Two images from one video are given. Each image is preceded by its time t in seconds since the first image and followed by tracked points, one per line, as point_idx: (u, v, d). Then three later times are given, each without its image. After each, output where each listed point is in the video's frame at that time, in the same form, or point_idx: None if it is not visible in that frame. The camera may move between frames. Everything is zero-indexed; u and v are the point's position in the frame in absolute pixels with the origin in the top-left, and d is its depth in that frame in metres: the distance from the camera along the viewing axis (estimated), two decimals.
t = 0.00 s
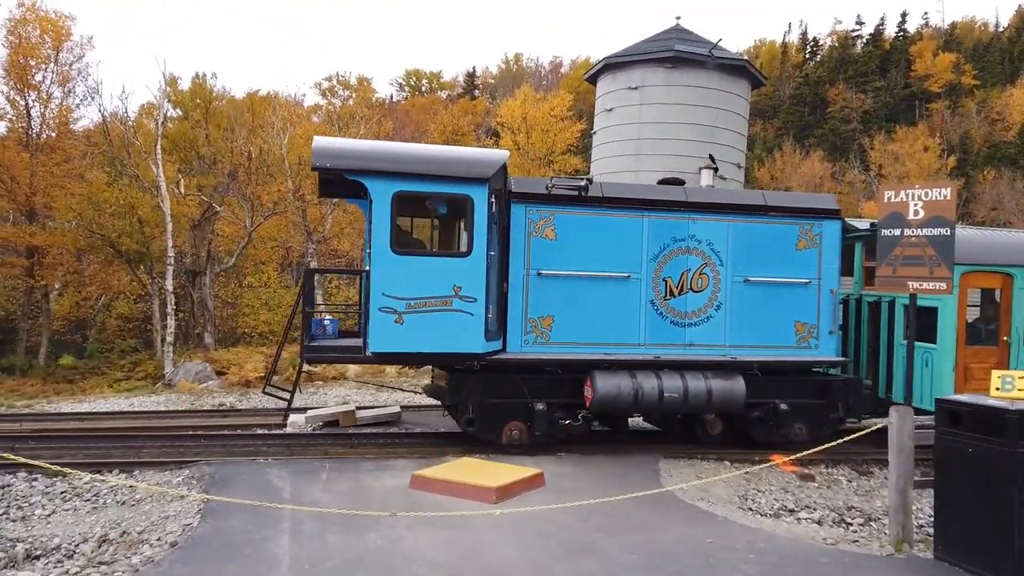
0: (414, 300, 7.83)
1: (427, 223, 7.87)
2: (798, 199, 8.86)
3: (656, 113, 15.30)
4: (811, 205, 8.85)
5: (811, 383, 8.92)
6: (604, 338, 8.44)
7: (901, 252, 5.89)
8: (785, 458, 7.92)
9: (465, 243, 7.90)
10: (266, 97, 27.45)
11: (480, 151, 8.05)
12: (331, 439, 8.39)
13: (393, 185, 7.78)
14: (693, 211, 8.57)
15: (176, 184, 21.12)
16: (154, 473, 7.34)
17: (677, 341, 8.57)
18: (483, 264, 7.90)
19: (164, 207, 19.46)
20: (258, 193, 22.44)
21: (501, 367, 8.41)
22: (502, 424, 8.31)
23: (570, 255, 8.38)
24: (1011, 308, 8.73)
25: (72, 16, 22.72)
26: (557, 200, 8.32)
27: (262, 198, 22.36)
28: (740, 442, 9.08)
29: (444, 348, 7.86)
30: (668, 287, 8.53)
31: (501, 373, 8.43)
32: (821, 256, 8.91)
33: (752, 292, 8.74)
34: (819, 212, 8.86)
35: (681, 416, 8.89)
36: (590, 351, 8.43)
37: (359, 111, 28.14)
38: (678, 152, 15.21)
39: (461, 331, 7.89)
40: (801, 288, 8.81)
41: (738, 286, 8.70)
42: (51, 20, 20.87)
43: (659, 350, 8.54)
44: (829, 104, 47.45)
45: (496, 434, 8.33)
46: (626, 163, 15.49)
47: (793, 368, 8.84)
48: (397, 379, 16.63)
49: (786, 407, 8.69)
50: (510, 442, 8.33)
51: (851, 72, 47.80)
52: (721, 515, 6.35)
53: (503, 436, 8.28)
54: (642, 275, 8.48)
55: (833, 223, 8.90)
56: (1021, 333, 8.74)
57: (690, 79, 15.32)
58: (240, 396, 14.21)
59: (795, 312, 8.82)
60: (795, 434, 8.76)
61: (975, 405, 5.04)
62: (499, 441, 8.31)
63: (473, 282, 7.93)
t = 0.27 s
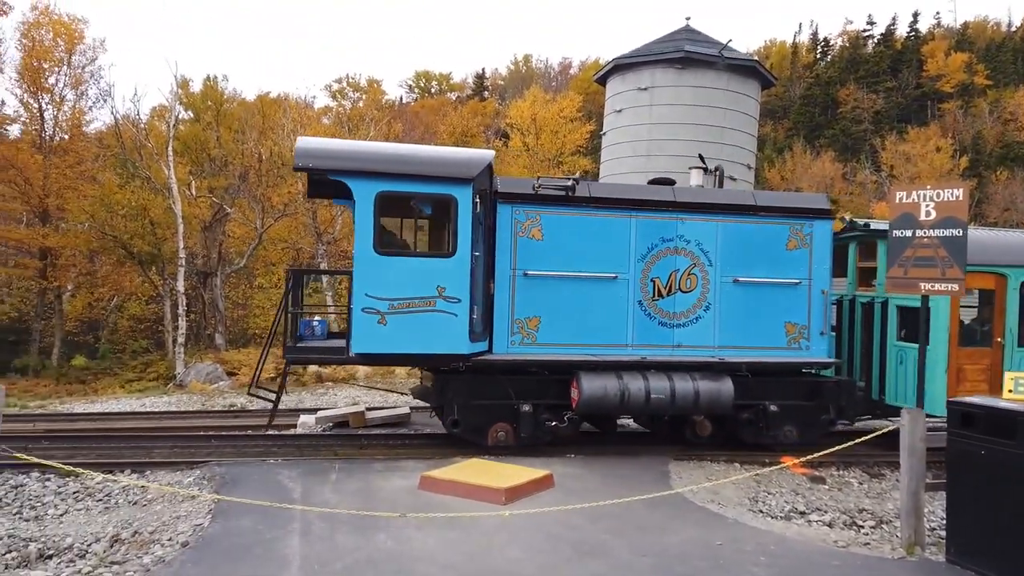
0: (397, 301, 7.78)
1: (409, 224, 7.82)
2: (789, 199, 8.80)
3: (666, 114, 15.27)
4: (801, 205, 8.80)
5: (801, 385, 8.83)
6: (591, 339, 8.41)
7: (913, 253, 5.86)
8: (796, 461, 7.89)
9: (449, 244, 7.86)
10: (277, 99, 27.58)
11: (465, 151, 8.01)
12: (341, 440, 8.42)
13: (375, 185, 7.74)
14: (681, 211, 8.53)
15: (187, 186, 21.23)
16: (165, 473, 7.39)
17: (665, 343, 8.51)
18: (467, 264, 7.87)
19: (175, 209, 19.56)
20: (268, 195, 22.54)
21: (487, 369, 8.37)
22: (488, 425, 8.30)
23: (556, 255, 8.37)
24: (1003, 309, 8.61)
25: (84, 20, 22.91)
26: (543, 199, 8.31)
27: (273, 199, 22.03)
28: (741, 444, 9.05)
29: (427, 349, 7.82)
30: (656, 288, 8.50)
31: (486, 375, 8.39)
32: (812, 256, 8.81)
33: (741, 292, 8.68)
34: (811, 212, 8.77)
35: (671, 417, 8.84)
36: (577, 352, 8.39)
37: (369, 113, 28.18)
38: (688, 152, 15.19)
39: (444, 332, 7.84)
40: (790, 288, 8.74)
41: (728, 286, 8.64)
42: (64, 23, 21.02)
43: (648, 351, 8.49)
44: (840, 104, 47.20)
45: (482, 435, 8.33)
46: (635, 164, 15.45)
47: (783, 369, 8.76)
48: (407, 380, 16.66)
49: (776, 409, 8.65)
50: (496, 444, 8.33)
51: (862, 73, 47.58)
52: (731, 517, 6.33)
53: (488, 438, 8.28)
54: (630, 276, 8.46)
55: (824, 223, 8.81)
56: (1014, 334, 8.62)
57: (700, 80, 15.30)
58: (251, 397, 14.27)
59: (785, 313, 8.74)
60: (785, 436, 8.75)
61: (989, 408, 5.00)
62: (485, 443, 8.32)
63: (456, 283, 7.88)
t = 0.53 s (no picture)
0: (379, 302, 7.72)
1: (391, 225, 7.79)
2: (778, 199, 8.70)
3: (675, 114, 15.24)
4: (791, 204, 8.70)
5: (791, 386, 8.70)
6: (578, 339, 8.37)
7: (924, 254, 5.84)
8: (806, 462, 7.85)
9: (432, 244, 7.80)
10: (286, 101, 27.70)
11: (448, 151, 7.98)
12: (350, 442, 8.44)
13: (356, 185, 7.67)
14: (668, 211, 8.47)
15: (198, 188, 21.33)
16: (176, 473, 7.42)
17: (652, 343, 8.48)
18: (449, 265, 7.80)
19: (186, 210, 19.67)
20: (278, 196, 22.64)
21: (472, 371, 8.34)
22: (473, 427, 8.22)
23: (542, 256, 8.31)
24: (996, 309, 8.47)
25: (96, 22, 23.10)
26: (529, 200, 8.26)
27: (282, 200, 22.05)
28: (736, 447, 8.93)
29: (410, 350, 7.76)
30: (643, 288, 8.45)
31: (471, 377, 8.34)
32: (802, 256, 8.70)
33: (729, 293, 8.58)
34: (800, 211, 8.67)
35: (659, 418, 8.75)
36: (563, 352, 8.35)
37: (378, 114, 28.24)
38: (697, 152, 15.15)
39: (427, 332, 7.77)
40: (779, 288, 8.63)
41: (716, 286, 8.55)
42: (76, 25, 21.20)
43: (634, 351, 8.44)
44: (850, 104, 46.97)
45: (466, 437, 8.24)
46: (644, 164, 15.41)
47: (772, 370, 8.63)
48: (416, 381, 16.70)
49: (764, 410, 8.51)
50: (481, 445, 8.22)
51: (873, 73, 47.36)
52: (740, 519, 6.31)
53: (473, 439, 8.18)
54: (616, 276, 8.40)
55: (814, 223, 8.68)
56: (1006, 335, 8.48)
57: (709, 80, 15.27)
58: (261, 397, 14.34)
59: (774, 313, 8.63)
60: (774, 437, 8.60)
61: (1001, 410, 4.96)
62: (469, 444, 8.22)
63: (439, 283, 7.81)
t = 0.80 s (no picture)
0: (361, 303, 7.63)
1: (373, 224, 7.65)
2: (766, 198, 8.64)
3: (684, 115, 15.22)
4: (780, 204, 8.62)
5: (779, 388, 8.65)
6: (563, 340, 8.27)
7: (935, 255, 5.80)
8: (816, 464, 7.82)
9: (415, 244, 7.70)
10: (295, 103, 27.80)
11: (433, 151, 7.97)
12: (358, 442, 8.47)
13: (338, 185, 7.56)
14: (655, 210, 8.38)
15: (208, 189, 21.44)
16: (185, 473, 7.46)
17: (639, 343, 8.37)
18: (433, 265, 7.70)
19: (196, 211, 19.77)
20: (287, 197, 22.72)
21: (456, 371, 8.25)
22: (457, 427, 8.10)
23: (527, 255, 8.21)
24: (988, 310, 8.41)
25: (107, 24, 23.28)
26: (515, 200, 8.17)
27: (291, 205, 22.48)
28: (723, 448, 8.86)
29: (393, 351, 7.67)
30: (630, 289, 8.35)
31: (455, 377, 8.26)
32: (790, 256, 8.63)
33: (717, 293, 8.51)
34: (788, 211, 8.59)
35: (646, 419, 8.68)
36: (549, 353, 8.24)
37: (387, 115, 28.32)
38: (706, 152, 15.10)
39: (410, 333, 7.68)
40: (768, 288, 8.56)
41: (703, 287, 8.47)
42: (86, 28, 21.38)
43: (621, 352, 8.34)
44: (860, 104, 46.76)
45: (450, 436, 8.15)
46: (653, 164, 15.37)
47: (760, 371, 8.56)
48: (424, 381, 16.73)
49: (752, 411, 8.45)
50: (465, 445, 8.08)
51: (883, 72, 47.13)
52: (749, 521, 6.29)
53: (457, 439, 8.05)
54: (602, 276, 8.30)
55: (802, 222, 8.61)
56: (998, 335, 8.43)
57: (718, 80, 15.24)
58: (270, 398, 14.40)
59: (762, 313, 8.56)
60: (763, 438, 8.53)
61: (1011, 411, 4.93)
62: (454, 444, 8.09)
63: (422, 284, 7.71)
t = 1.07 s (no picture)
0: (343, 302, 7.55)
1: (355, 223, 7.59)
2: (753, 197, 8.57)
3: (692, 115, 15.19)
4: (768, 203, 8.56)
5: (767, 388, 8.63)
6: (549, 340, 8.22)
7: (945, 255, 5.77)
8: (825, 466, 7.78)
9: (397, 244, 7.62)
10: (304, 104, 27.89)
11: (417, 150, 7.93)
12: (367, 444, 8.49)
13: (319, 184, 7.48)
14: (640, 210, 8.31)
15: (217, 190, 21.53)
16: (195, 473, 7.49)
17: (625, 343, 8.31)
18: (415, 264, 7.62)
19: (205, 212, 19.87)
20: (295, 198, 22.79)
21: (440, 371, 8.20)
22: (441, 427, 8.11)
23: (511, 255, 8.15)
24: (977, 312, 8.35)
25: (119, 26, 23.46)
26: (500, 199, 8.10)
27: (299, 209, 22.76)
28: (711, 449, 8.83)
29: (375, 351, 7.60)
30: (616, 288, 8.29)
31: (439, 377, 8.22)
32: (778, 256, 8.56)
33: (704, 293, 8.45)
34: (775, 211, 8.52)
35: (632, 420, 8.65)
36: (534, 353, 8.19)
37: (395, 116, 28.35)
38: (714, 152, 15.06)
39: (392, 333, 7.62)
40: (756, 288, 8.50)
41: (690, 287, 8.41)
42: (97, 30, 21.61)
43: (607, 352, 8.29)
44: (869, 104, 46.57)
45: (435, 437, 8.14)
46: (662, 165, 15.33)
47: (747, 371, 8.50)
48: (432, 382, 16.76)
49: (739, 412, 8.42)
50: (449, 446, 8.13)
51: (893, 73, 46.89)
52: (758, 522, 6.27)
53: (441, 440, 8.10)
54: (588, 276, 8.26)
55: (790, 221, 8.54)
56: (987, 337, 8.39)
57: (726, 81, 15.21)
58: (279, 398, 14.45)
59: (749, 313, 8.50)
60: (751, 440, 8.51)
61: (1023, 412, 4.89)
62: (438, 445, 8.13)
63: (404, 283, 7.64)
